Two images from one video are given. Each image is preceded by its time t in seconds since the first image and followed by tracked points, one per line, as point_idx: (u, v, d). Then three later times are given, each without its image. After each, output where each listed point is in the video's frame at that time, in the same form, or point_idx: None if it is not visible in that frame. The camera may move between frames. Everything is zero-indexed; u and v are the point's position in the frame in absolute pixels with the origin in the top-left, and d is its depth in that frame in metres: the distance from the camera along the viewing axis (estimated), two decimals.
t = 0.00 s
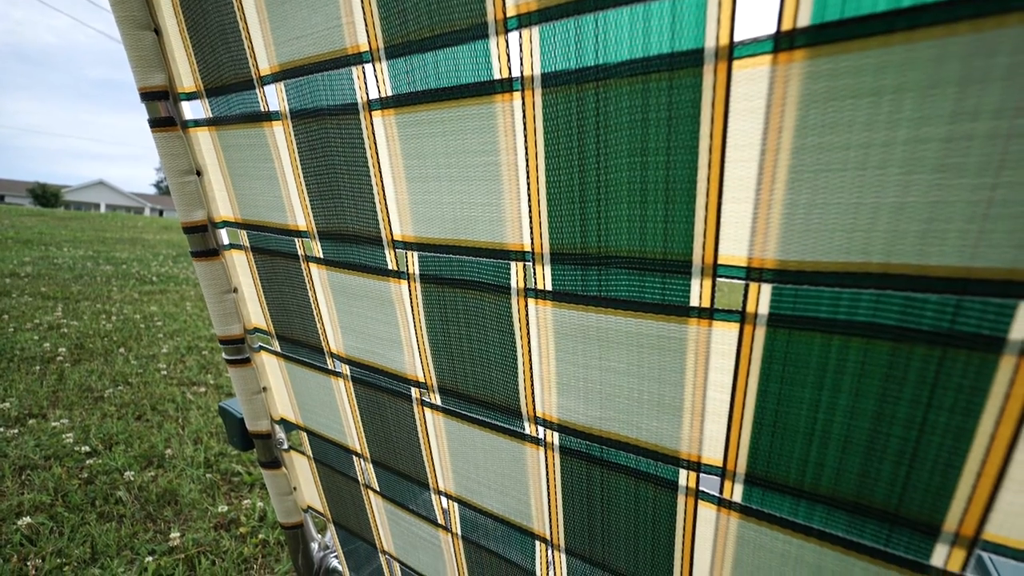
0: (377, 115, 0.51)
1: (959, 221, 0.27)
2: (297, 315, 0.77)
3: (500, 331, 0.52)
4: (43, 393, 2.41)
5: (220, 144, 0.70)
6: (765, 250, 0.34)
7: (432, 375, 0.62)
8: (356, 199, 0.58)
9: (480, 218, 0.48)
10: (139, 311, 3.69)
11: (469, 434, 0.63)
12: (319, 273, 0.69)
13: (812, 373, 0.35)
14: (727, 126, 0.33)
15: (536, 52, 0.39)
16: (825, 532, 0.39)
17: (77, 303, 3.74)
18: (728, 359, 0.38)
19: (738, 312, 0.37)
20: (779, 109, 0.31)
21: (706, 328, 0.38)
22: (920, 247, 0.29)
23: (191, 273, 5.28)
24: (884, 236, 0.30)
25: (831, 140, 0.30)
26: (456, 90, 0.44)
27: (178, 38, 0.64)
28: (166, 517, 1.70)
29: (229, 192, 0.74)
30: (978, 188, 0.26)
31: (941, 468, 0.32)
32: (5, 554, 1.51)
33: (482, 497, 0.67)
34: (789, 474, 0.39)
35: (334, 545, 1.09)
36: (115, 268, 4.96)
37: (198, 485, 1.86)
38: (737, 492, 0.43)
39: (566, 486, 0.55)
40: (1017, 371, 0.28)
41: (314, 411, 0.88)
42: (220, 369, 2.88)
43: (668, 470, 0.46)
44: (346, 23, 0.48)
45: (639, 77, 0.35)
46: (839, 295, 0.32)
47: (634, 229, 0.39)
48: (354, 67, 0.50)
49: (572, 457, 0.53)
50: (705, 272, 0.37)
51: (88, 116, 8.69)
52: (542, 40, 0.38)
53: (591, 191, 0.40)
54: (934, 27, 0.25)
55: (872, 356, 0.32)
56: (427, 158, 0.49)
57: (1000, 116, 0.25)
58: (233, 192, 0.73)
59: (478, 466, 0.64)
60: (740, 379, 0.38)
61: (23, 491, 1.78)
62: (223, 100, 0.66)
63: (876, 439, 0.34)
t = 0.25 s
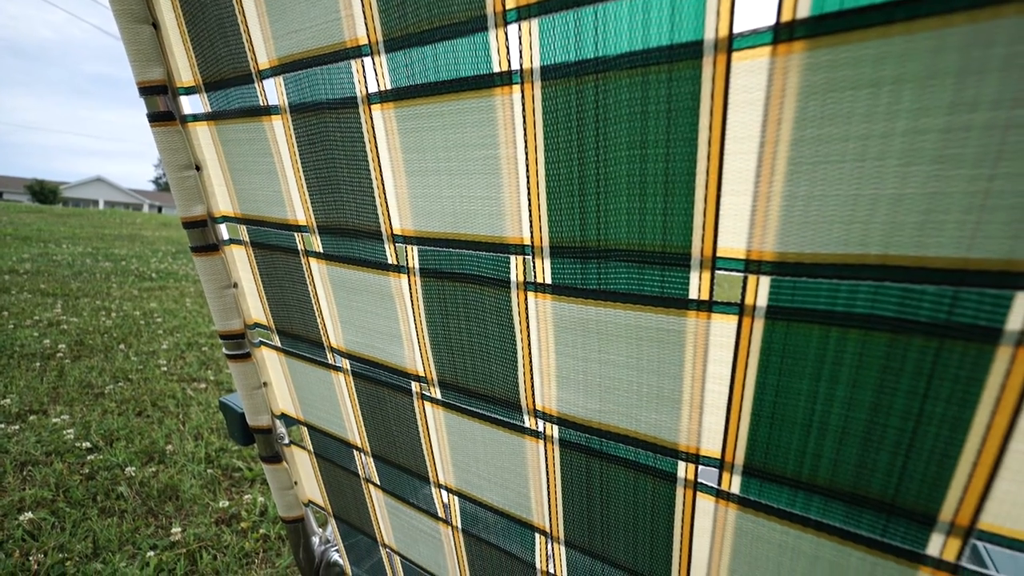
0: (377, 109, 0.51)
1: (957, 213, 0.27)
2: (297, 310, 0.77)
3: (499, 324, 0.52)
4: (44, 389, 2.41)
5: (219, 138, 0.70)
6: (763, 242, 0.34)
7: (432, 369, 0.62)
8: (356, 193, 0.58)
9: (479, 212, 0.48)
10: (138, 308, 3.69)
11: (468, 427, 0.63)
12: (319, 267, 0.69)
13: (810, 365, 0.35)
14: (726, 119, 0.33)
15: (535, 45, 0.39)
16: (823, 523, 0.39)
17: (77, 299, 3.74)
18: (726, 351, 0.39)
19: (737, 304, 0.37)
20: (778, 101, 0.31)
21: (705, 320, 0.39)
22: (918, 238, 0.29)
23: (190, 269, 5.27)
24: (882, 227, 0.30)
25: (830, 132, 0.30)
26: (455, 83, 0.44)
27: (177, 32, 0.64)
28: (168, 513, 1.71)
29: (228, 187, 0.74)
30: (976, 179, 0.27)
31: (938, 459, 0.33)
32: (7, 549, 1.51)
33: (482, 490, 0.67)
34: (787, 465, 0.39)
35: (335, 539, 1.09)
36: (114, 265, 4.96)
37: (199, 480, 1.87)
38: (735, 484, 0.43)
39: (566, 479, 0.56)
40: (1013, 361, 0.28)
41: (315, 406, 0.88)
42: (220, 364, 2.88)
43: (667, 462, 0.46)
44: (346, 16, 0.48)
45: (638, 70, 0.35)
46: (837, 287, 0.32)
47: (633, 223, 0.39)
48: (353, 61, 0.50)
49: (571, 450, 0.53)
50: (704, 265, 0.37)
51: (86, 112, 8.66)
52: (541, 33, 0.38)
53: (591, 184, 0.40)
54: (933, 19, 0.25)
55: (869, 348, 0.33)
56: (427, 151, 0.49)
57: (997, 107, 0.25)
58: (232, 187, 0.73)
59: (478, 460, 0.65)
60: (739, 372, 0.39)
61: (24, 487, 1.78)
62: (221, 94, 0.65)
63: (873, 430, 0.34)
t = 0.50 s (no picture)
0: (374, 104, 0.51)
1: (953, 204, 0.28)
2: (296, 306, 0.77)
3: (498, 319, 0.52)
4: (43, 388, 2.41)
5: (216, 134, 0.70)
6: (761, 235, 0.34)
7: (431, 365, 0.63)
8: (354, 189, 0.58)
9: (477, 207, 0.48)
10: (137, 306, 3.68)
11: (468, 422, 0.63)
12: (318, 263, 0.69)
13: (808, 357, 0.35)
14: (723, 112, 0.33)
15: (532, 39, 0.38)
16: (820, 514, 0.40)
17: (75, 298, 3.73)
18: (724, 344, 0.39)
19: (734, 297, 0.37)
20: (775, 93, 0.31)
21: (703, 314, 0.39)
22: (914, 230, 0.29)
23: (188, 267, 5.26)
24: (878, 220, 0.30)
25: (827, 125, 0.30)
26: (452, 78, 0.44)
27: (173, 27, 0.64)
28: (168, 510, 1.71)
29: (226, 183, 0.73)
30: (972, 170, 0.27)
31: (934, 450, 0.33)
32: (8, 547, 1.52)
33: (482, 485, 0.67)
34: (784, 458, 0.40)
35: (335, 535, 1.10)
36: (113, 263, 4.95)
37: (200, 478, 1.87)
38: (733, 476, 0.43)
39: (565, 472, 0.56)
40: (1009, 352, 0.28)
41: (314, 402, 0.88)
42: (219, 362, 2.88)
43: (666, 455, 0.47)
44: (342, 11, 0.48)
45: (635, 63, 0.35)
46: (834, 280, 0.32)
47: (631, 217, 0.39)
48: (350, 56, 0.50)
49: (570, 444, 0.53)
50: (702, 258, 0.37)
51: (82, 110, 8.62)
52: (538, 27, 0.38)
53: (588, 178, 0.40)
54: (929, 10, 0.25)
55: (866, 340, 0.33)
56: (424, 146, 0.49)
57: (993, 99, 0.25)
58: (230, 183, 0.73)
59: (478, 454, 0.65)
60: (737, 365, 0.39)
61: (24, 485, 1.79)
62: (218, 90, 0.65)
63: (869, 421, 0.35)
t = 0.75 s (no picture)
0: (374, 100, 0.51)
1: (953, 195, 0.28)
2: (297, 303, 0.78)
3: (499, 314, 0.52)
4: (45, 387, 2.42)
5: (216, 132, 0.70)
6: (761, 227, 0.34)
7: (432, 360, 0.63)
8: (354, 185, 0.58)
9: (477, 202, 0.48)
10: (138, 306, 3.69)
11: (470, 418, 0.63)
12: (318, 260, 0.69)
13: (808, 349, 0.35)
14: (723, 105, 0.33)
15: (532, 33, 0.38)
16: (821, 506, 0.40)
17: (75, 298, 3.74)
18: (725, 337, 0.39)
19: (735, 290, 0.37)
20: (775, 85, 0.31)
21: (704, 306, 0.39)
22: (915, 221, 0.29)
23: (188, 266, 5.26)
24: (879, 211, 0.30)
25: (827, 116, 0.30)
26: (452, 73, 0.44)
27: (171, 25, 0.64)
28: (171, 508, 1.72)
29: (227, 180, 0.74)
30: (973, 160, 0.27)
31: (934, 440, 0.33)
32: (12, 545, 1.52)
33: (484, 480, 0.68)
34: (785, 450, 0.40)
35: (338, 531, 1.10)
36: (113, 263, 4.95)
37: (202, 476, 1.88)
38: (734, 469, 0.43)
39: (567, 466, 0.56)
40: (1009, 343, 0.28)
41: (316, 399, 0.88)
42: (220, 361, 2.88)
43: (667, 448, 0.47)
44: (341, 6, 0.47)
45: (635, 56, 0.35)
46: (835, 271, 0.32)
47: (632, 210, 0.39)
48: (349, 51, 0.50)
49: (572, 438, 0.54)
50: (702, 251, 0.37)
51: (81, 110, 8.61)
52: (538, 21, 0.38)
53: (589, 172, 0.40)
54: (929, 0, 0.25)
55: (867, 331, 0.33)
56: (424, 142, 0.49)
57: (993, 89, 0.25)
58: (230, 181, 0.73)
59: (480, 450, 0.65)
60: (738, 357, 0.39)
61: (28, 484, 1.79)
62: (218, 87, 0.65)
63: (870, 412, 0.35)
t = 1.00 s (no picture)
0: (374, 96, 0.50)
1: (955, 184, 0.27)
2: (298, 301, 0.78)
3: (500, 309, 0.52)
4: (47, 387, 2.42)
5: (216, 129, 0.70)
6: (762, 219, 0.34)
7: (434, 356, 0.63)
8: (354, 181, 0.58)
9: (478, 196, 0.48)
10: (139, 306, 3.69)
11: (472, 413, 0.63)
12: (319, 257, 0.69)
13: (810, 341, 0.36)
14: (724, 96, 0.33)
15: (532, 26, 0.38)
16: (824, 498, 0.40)
17: (76, 298, 3.74)
18: (727, 330, 0.39)
19: (737, 283, 0.37)
20: (776, 77, 0.31)
21: (705, 299, 0.39)
22: (916, 212, 0.29)
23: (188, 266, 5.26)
24: (880, 202, 0.30)
25: (828, 107, 0.30)
26: (452, 67, 0.44)
27: (171, 22, 0.64)
28: (174, 506, 1.73)
29: (227, 178, 0.74)
30: (974, 149, 0.27)
31: (937, 431, 0.33)
32: (17, 544, 1.53)
33: (487, 475, 0.68)
34: (788, 442, 0.40)
35: (341, 528, 1.10)
36: (114, 263, 4.95)
37: (205, 474, 1.88)
38: (736, 461, 0.43)
39: (569, 461, 0.56)
40: (1011, 332, 0.28)
41: (318, 396, 0.88)
42: (222, 360, 2.89)
43: (669, 441, 0.47)
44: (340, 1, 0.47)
45: (635, 49, 0.35)
46: (837, 263, 0.32)
47: (633, 204, 0.39)
48: (348, 47, 0.49)
49: (574, 432, 0.54)
50: (704, 244, 0.37)
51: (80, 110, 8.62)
52: (537, 14, 0.38)
53: (589, 165, 0.40)
54: None
55: (869, 322, 0.33)
56: (425, 137, 0.49)
57: (995, 77, 0.25)
58: (231, 178, 0.73)
59: (482, 445, 0.65)
60: (739, 350, 0.39)
61: (31, 483, 1.80)
62: (217, 85, 0.65)
63: (871, 403, 0.35)
